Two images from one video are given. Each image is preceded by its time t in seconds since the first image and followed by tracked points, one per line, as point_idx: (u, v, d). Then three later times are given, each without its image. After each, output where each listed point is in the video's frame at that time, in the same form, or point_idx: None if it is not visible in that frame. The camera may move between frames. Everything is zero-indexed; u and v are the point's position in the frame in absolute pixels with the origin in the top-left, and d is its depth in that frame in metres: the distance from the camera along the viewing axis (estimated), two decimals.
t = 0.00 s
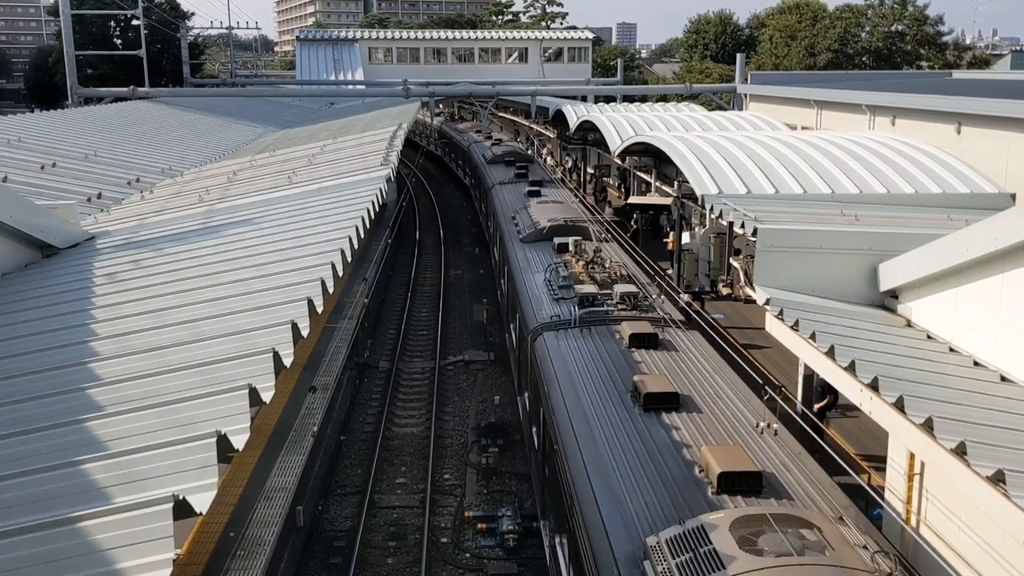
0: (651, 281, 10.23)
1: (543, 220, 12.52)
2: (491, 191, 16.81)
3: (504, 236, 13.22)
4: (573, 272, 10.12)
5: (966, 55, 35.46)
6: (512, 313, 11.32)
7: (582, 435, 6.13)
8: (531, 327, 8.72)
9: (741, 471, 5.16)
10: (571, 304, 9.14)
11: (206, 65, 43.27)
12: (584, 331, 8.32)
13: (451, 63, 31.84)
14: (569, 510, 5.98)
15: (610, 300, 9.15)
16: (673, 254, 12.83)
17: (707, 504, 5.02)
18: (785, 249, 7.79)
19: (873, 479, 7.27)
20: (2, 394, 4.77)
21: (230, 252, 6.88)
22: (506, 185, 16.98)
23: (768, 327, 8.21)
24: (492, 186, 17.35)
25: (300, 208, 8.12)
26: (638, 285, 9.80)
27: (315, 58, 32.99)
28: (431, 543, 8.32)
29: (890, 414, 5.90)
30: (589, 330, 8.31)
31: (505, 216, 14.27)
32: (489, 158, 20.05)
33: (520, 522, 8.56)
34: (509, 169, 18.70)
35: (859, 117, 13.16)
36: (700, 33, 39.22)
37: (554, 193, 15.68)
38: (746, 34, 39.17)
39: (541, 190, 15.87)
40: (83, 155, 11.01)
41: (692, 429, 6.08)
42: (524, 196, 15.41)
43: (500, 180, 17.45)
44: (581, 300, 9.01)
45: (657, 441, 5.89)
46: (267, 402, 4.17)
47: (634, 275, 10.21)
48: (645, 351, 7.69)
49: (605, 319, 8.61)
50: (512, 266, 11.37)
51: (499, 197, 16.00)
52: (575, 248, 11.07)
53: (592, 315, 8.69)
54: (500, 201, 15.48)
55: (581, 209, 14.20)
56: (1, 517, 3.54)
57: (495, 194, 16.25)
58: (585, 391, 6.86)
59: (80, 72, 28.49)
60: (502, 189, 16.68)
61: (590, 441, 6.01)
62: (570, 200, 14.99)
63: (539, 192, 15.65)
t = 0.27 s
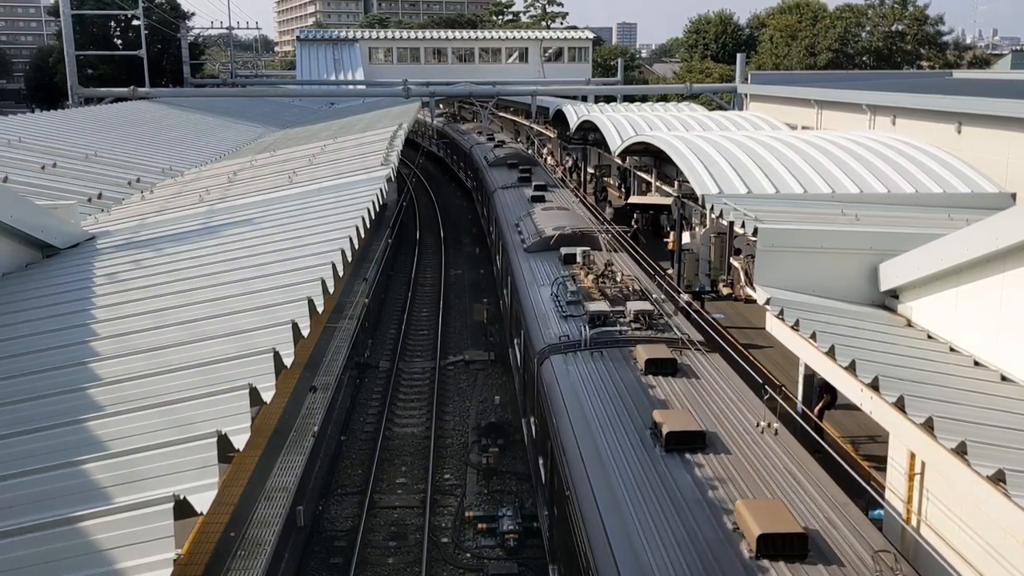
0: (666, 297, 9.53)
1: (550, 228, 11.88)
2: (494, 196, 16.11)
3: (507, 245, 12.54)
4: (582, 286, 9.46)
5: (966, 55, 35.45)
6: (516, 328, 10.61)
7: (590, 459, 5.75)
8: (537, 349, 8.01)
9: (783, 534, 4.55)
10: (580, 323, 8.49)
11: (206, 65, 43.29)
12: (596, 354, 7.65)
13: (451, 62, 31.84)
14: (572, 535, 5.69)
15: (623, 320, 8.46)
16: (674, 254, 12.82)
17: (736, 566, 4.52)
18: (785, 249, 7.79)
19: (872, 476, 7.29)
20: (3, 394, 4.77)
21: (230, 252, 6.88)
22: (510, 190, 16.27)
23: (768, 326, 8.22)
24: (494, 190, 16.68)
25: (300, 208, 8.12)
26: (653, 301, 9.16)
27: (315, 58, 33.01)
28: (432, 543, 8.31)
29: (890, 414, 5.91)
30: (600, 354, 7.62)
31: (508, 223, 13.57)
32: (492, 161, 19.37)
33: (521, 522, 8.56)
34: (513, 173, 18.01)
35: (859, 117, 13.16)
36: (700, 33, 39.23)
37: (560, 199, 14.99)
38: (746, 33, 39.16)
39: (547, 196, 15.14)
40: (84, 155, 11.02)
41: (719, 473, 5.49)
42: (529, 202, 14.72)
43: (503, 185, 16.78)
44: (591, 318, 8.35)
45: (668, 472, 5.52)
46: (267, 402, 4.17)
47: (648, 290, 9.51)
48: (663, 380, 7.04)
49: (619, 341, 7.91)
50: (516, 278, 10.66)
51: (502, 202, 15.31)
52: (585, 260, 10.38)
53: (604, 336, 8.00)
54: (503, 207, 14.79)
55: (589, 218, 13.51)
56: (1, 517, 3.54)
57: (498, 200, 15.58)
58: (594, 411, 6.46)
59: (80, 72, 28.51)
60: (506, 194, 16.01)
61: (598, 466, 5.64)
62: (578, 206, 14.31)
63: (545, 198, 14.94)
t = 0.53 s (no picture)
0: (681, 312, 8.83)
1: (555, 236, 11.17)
2: (497, 200, 15.42)
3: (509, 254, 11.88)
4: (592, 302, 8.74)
5: (967, 54, 35.44)
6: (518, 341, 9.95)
7: (599, 489, 5.34)
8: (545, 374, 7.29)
9: None
10: (590, 344, 7.76)
11: (207, 65, 43.31)
12: (608, 380, 6.96)
13: (451, 62, 31.83)
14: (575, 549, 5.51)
15: (637, 341, 7.82)
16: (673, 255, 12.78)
17: None
18: (786, 249, 7.79)
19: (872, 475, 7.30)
20: (3, 394, 4.77)
21: (230, 252, 6.88)
22: (512, 194, 15.56)
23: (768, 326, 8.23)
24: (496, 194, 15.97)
25: (300, 208, 8.12)
26: (669, 319, 8.46)
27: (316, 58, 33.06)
28: (432, 543, 8.32)
29: (891, 413, 5.91)
30: (614, 381, 6.91)
31: (511, 230, 12.90)
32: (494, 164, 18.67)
33: (521, 522, 8.56)
34: (516, 176, 17.32)
35: (860, 117, 13.16)
36: (700, 33, 39.24)
37: (565, 204, 14.30)
38: (747, 33, 39.13)
39: (551, 202, 14.43)
40: (84, 155, 11.03)
41: (752, 522, 4.91)
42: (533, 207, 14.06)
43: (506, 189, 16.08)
44: (604, 339, 7.63)
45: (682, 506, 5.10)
46: (267, 401, 4.17)
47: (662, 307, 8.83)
48: (686, 412, 6.38)
49: (634, 365, 7.21)
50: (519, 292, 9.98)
51: (504, 206, 14.63)
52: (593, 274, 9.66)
53: (618, 358, 7.31)
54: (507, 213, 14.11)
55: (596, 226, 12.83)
56: (2, 517, 3.55)
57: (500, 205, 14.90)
58: (603, 432, 6.03)
59: (81, 72, 28.53)
60: (509, 198, 15.32)
61: (611, 501, 5.19)
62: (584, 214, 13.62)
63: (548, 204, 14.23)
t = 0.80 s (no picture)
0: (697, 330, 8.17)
1: (561, 245, 10.54)
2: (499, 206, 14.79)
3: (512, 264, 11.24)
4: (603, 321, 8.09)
5: (967, 54, 35.45)
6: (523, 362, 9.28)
7: (600, 489, 5.27)
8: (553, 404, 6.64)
9: None
10: (602, 368, 7.13)
11: (207, 65, 43.30)
12: (624, 411, 6.32)
13: (451, 62, 31.83)
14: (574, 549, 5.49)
15: (653, 365, 7.17)
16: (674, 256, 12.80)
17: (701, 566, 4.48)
18: (786, 249, 7.79)
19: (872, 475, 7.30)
20: (3, 394, 4.77)
21: (231, 252, 6.87)
22: (515, 199, 14.94)
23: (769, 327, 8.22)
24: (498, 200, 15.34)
25: (301, 208, 8.13)
26: (686, 339, 7.82)
27: (316, 58, 33.07)
28: (432, 543, 8.31)
29: (891, 413, 5.90)
30: (630, 414, 6.27)
31: (514, 238, 12.27)
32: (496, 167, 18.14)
33: (521, 522, 8.55)
34: (519, 180, 16.70)
35: (860, 117, 13.16)
36: (701, 33, 39.24)
37: (570, 210, 13.69)
38: (747, 33, 39.11)
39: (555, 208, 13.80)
40: (84, 156, 11.03)
41: None
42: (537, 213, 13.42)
43: (508, 193, 15.45)
44: (618, 364, 6.98)
45: (689, 527, 4.86)
46: (268, 401, 4.17)
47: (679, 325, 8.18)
48: (712, 451, 5.73)
49: (651, 394, 6.56)
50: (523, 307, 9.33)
51: (506, 212, 13.99)
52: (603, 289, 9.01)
53: (633, 385, 6.66)
54: (510, 220, 13.47)
55: (603, 233, 12.21)
56: (3, 517, 3.54)
57: (502, 212, 14.27)
58: (615, 459, 5.61)
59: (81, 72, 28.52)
60: (511, 203, 14.66)
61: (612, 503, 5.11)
62: (591, 221, 13.00)
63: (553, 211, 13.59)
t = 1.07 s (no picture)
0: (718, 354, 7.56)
1: (568, 256, 10.04)
2: (501, 212, 14.28)
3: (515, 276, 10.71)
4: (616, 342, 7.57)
5: (968, 54, 35.48)
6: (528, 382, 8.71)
7: (620, 541, 4.78)
8: (562, 438, 6.12)
9: None
10: (615, 395, 6.62)
11: (207, 65, 43.29)
12: (643, 448, 5.78)
13: (452, 62, 31.83)
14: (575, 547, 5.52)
15: (671, 393, 6.66)
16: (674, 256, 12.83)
17: None
18: (786, 249, 7.79)
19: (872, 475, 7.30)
20: (4, 394, 4.78)
21: (231, 253, 6.87)
22: (518, 205, 14.42)
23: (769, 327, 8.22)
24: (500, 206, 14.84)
25: (301, 207, 8.13)
26: (704, 362, 7.31)
27: (316, 58, 33.07)
28: (433, 543, 8.31)
29: (892, 413, 5.90)
30: (649, 451, 5.75)
31: (517, 247, 11.75)
32: (497, 170, 17.86)
33: (522, 522, 8.55)
34: (522, 185, 16.19)
35: (860, 117, 13.16)
36: (701, 33, 39.25)
37: (575, 217, 13.18)
38: (747, 33, 39.10)
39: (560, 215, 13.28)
40: (85, 156, 11.04)
41: None
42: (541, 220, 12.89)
43: (511, 199, 14.95)
44: (632, 392, 6.47)
45: None
46: (268, 401, 4.17)
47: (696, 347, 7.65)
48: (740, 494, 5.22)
49: (669, 425, 6.06)
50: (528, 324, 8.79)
51: (509, 219, 13.48)
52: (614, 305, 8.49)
53: (650, 417, 6.15)
54: (513, 227, 12.94)
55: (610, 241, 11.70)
56: (4, 517, 3.54)
57: (504, 219, 13.76)
58: (633, 497, 5.18)
59: (81, 73, 28.53)
60: (515, 209, 14.12)
61: (633, 561, 4.59)
62: (596, 228, 12.49)
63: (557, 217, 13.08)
